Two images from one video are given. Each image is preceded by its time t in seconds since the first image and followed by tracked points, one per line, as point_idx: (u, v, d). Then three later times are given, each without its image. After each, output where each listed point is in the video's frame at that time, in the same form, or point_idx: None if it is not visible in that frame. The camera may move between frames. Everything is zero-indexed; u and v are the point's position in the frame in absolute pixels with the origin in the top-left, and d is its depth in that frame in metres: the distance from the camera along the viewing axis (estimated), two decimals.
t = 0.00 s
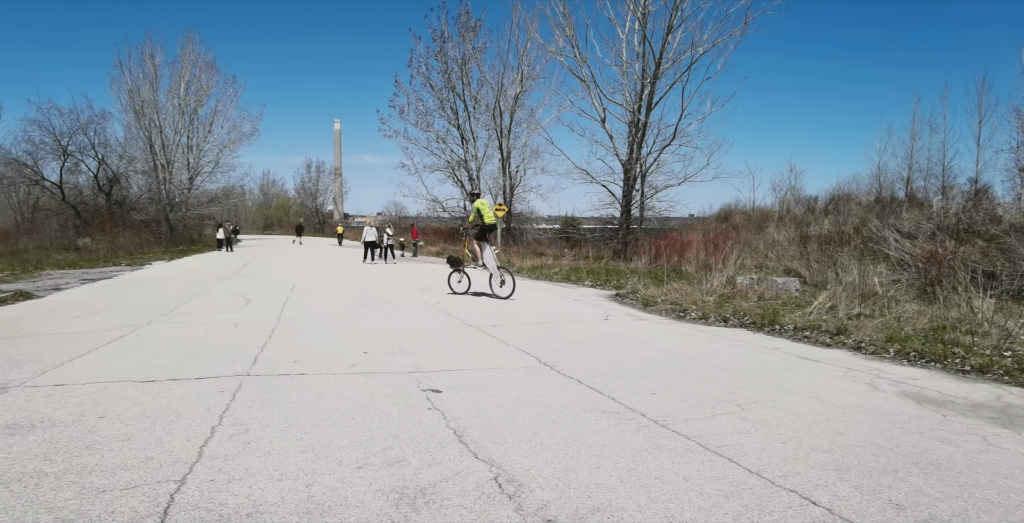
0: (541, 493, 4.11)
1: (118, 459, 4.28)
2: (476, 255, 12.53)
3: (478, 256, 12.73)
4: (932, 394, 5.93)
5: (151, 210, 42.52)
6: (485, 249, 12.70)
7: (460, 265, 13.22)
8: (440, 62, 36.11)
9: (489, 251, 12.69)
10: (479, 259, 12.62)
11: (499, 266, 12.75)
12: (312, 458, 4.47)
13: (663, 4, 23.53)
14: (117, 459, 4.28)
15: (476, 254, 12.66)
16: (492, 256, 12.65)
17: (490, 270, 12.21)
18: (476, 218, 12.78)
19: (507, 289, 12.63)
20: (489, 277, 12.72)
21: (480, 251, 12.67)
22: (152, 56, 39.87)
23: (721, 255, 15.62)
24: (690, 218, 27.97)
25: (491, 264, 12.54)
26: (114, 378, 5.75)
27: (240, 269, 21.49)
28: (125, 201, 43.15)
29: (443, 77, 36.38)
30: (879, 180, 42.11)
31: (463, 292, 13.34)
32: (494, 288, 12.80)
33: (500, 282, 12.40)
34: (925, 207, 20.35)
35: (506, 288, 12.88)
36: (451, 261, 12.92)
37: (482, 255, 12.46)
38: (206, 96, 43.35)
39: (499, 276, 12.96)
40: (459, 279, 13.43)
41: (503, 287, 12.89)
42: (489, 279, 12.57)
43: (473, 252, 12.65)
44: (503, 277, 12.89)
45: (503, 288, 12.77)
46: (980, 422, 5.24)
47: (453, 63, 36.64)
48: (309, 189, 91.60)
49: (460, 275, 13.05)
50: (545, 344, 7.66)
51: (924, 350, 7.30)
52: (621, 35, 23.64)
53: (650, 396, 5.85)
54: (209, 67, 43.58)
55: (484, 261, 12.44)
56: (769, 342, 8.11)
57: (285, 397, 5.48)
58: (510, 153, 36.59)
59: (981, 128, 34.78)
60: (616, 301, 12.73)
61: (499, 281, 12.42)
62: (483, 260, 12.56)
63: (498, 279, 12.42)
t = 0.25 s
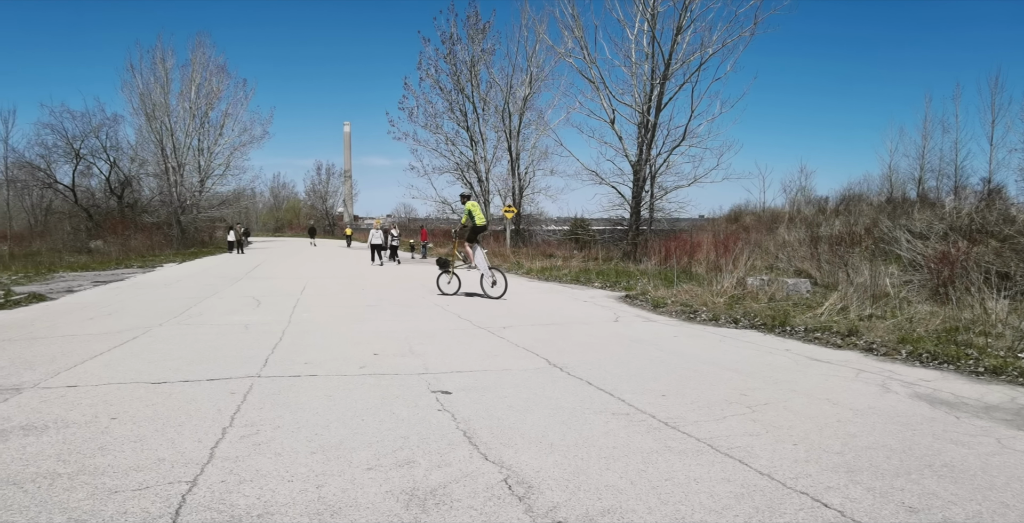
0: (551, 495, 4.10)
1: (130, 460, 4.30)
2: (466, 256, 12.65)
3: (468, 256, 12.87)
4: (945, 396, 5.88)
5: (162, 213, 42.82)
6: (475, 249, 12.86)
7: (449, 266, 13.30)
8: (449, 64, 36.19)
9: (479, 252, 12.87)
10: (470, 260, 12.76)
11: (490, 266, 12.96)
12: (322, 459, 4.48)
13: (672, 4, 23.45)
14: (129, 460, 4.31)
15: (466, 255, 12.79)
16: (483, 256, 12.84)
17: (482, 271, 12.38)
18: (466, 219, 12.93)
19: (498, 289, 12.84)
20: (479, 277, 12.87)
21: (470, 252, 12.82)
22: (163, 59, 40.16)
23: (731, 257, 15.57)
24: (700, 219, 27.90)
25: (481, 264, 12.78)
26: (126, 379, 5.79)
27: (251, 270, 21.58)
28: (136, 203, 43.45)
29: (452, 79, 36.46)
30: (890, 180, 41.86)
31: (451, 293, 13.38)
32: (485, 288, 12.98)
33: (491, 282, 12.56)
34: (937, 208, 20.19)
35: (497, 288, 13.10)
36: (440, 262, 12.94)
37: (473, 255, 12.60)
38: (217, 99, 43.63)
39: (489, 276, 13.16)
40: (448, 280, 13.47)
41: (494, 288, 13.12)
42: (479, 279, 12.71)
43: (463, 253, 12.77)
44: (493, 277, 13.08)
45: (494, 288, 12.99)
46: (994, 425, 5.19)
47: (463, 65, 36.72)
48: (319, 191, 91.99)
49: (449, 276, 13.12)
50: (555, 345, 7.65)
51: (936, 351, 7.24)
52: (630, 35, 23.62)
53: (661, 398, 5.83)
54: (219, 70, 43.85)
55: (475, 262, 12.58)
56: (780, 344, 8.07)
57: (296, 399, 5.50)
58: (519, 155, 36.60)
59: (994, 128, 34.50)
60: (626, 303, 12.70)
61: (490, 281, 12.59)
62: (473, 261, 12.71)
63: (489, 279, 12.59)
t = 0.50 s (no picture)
0: (563, 496, 4.10)
1: (144, 461, 4.33)
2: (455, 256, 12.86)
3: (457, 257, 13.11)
4: (960, 397, 5.82)
5: (175, 215, 43.21)
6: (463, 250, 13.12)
7: (436, 267, 13.44)
8: (459, 66, 36.30)
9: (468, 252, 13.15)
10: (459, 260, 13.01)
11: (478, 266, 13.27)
12: (334, 460, 4.49)
13: (682, 4, 23.45)
14: (143, 460, 4.34)
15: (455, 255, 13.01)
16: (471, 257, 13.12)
17: (471, 271, 12.63)
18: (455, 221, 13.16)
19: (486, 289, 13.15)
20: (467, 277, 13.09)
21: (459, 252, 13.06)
22: (175, 63, 40.54)
23: (742, 257, 15.52)
24: (711, 219, 27.80)
25: (470, 265, 13.05)
26: (140, 380, 5.83)
27: (262, 272, 21.71)
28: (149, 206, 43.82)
29: (462, 81, 36.59)
30: (902, 181, 41.54)
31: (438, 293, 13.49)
32: (473, 288, 13.23)
33: (480, 282, 12.81)
34: (951, 207, 20.01)
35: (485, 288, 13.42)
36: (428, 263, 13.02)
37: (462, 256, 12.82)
38: (228, 102, 43.96)
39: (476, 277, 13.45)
40: (434, 281, 13.58)
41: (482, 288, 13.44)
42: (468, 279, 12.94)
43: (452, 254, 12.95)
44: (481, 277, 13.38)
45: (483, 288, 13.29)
46: (1010, 426, 5.13)
47: (472, 67, 36.85)
48: (330, 193, 92.54)
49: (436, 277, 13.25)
50: (565, 346, 7.63)
51: (951, 352, 7.16)
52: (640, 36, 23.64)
53: (672, 399, 5.80)
54: (230, 74, 44.20)
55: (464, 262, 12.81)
56: (792, 345, 8.02)
57: (307, 400, 5.52)
58: (529, 156, 36.66)
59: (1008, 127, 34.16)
60: (636, 304, 12.67)
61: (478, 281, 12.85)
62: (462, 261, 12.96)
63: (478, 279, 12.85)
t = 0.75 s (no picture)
0: (573, 497, 4.08)
1: (155, 462, 4.35)
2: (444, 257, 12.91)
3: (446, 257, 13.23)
4: (974, 399, 5.77)
5: (185, 217, 43.45)
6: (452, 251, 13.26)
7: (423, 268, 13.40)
8: (468, 67, 36.38)
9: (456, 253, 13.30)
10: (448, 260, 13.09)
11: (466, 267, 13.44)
12: (344, 461, 4.50)
13: (691, 4, 23.39)
14: (155, 461, 4.36)
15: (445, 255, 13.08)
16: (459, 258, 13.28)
17: (461, 271, 12.75)
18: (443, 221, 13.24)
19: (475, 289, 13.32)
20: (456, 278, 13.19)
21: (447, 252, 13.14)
22: (185, 66, 40.78)
23: (752, 257, 15.48)
24: (720, 220, 27.70)
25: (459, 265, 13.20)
26: (151, 381, 5.86)
27: (273, 273, 21.80)
28: (160, 208, 44.11)
29: (471, 82, 36.66)
30: (914, 180, 41.23)
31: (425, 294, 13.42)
32: (461, 288, 13.33)
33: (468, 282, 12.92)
34: (963, 207, 19.84)
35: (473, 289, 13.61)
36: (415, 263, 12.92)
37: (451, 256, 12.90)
38: (238, 104, 44.18)
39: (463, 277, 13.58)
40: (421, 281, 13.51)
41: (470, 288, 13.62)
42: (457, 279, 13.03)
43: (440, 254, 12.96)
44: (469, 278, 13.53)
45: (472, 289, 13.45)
46: None
47: (481, 68, 36.91)
48: (340, 195, 92.97)
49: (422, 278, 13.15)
50: (575, 347, 7.62)
51: (964, 353, 7.10)
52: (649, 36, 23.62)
53: (682, 400, 5.78)
54: (240, 76, 44.40)
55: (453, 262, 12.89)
56: (802, 346, 7.97)
57: (318, 401, 5.54)
58: (538, 157, 36.68)
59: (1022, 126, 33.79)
60: (646, 304, 12.65)
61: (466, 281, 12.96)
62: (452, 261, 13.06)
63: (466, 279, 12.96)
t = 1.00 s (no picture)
0: (584, 499, 4.08)
1: (169, 462, 4.37)
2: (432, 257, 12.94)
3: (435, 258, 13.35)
4: (990, 400, 5.71)
5: (199, 219, 43.74)
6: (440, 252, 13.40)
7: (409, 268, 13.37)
8: (478, 68, 36.46)
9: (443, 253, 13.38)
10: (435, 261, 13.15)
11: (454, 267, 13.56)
12: (356, 461, 4.51)
13: (702, 3, 23.33)
14: (169, 461, 4.38)
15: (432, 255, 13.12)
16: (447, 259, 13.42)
17: (449, 272, 12.85)
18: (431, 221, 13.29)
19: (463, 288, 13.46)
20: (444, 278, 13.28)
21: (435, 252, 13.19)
22: (198, 68, 41.06)
23: (765, 257, 15.43)
24: (733, 220, 27.58)
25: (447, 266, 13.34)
26: (165, 382, 5.90)
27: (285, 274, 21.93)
28: (173, 210, 44.44)
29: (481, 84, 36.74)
30: (928, 179, 40.86)
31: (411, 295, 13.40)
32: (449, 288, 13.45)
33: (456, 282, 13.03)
34: (979, 206, 19.64)
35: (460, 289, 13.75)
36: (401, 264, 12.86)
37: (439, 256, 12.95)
38: (250, 106, 44.44)
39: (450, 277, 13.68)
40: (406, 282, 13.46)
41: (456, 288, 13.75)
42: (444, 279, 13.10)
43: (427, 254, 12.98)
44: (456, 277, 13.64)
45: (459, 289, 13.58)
46: None
47: (491, 69, 37.00)
48: (352, 196, 93.45)
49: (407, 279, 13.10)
50: (586, 348, 7.60)
51: (979, 354, 7.03)
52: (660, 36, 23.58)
53: (694, 401, 5.76)
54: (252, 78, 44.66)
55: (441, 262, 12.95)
56: (815, 346, 7.92)
57: (330, 401, 5.56)
58: (548, 158, 36.72)
59: None
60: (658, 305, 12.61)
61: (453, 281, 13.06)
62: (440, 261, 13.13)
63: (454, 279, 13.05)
